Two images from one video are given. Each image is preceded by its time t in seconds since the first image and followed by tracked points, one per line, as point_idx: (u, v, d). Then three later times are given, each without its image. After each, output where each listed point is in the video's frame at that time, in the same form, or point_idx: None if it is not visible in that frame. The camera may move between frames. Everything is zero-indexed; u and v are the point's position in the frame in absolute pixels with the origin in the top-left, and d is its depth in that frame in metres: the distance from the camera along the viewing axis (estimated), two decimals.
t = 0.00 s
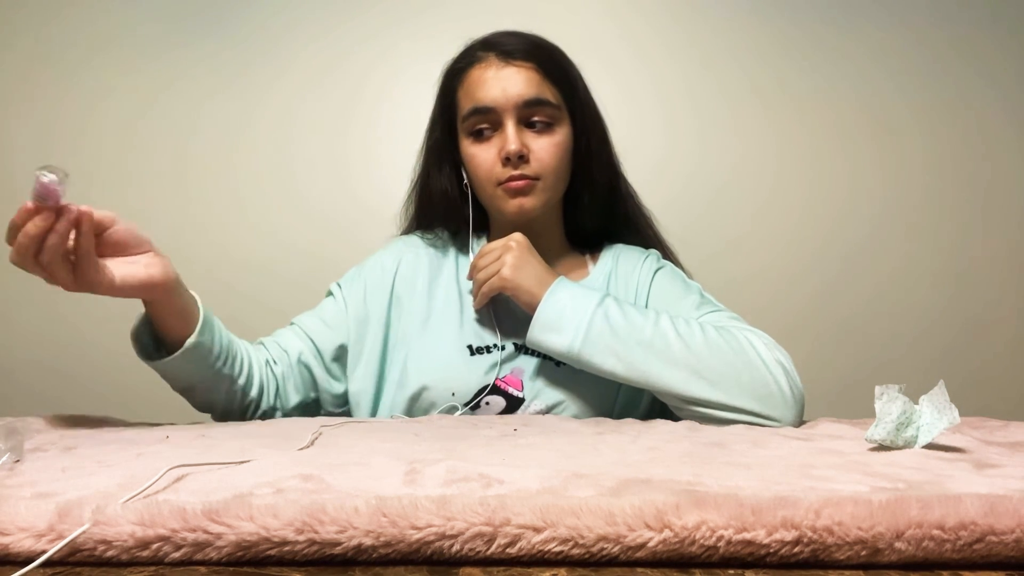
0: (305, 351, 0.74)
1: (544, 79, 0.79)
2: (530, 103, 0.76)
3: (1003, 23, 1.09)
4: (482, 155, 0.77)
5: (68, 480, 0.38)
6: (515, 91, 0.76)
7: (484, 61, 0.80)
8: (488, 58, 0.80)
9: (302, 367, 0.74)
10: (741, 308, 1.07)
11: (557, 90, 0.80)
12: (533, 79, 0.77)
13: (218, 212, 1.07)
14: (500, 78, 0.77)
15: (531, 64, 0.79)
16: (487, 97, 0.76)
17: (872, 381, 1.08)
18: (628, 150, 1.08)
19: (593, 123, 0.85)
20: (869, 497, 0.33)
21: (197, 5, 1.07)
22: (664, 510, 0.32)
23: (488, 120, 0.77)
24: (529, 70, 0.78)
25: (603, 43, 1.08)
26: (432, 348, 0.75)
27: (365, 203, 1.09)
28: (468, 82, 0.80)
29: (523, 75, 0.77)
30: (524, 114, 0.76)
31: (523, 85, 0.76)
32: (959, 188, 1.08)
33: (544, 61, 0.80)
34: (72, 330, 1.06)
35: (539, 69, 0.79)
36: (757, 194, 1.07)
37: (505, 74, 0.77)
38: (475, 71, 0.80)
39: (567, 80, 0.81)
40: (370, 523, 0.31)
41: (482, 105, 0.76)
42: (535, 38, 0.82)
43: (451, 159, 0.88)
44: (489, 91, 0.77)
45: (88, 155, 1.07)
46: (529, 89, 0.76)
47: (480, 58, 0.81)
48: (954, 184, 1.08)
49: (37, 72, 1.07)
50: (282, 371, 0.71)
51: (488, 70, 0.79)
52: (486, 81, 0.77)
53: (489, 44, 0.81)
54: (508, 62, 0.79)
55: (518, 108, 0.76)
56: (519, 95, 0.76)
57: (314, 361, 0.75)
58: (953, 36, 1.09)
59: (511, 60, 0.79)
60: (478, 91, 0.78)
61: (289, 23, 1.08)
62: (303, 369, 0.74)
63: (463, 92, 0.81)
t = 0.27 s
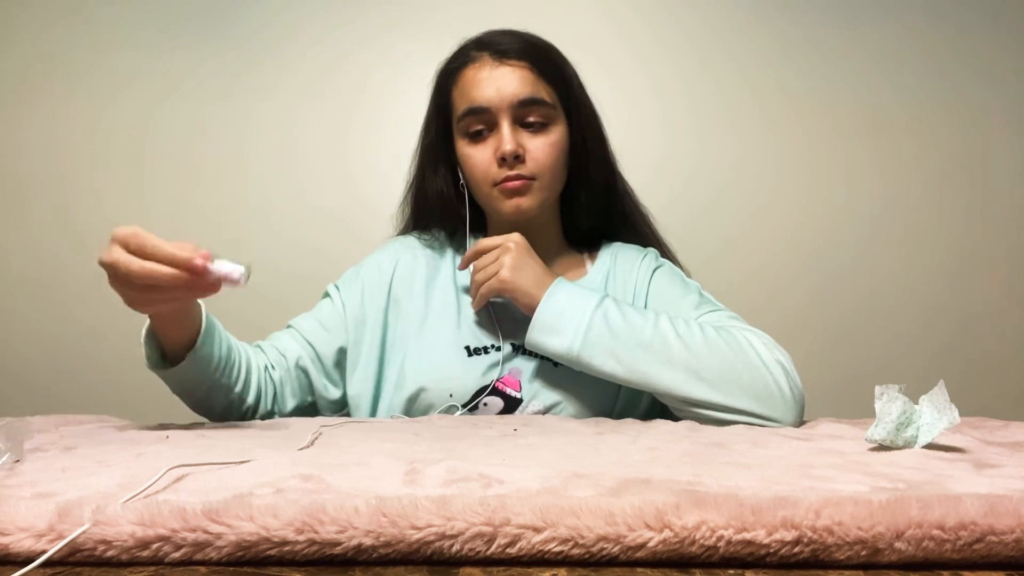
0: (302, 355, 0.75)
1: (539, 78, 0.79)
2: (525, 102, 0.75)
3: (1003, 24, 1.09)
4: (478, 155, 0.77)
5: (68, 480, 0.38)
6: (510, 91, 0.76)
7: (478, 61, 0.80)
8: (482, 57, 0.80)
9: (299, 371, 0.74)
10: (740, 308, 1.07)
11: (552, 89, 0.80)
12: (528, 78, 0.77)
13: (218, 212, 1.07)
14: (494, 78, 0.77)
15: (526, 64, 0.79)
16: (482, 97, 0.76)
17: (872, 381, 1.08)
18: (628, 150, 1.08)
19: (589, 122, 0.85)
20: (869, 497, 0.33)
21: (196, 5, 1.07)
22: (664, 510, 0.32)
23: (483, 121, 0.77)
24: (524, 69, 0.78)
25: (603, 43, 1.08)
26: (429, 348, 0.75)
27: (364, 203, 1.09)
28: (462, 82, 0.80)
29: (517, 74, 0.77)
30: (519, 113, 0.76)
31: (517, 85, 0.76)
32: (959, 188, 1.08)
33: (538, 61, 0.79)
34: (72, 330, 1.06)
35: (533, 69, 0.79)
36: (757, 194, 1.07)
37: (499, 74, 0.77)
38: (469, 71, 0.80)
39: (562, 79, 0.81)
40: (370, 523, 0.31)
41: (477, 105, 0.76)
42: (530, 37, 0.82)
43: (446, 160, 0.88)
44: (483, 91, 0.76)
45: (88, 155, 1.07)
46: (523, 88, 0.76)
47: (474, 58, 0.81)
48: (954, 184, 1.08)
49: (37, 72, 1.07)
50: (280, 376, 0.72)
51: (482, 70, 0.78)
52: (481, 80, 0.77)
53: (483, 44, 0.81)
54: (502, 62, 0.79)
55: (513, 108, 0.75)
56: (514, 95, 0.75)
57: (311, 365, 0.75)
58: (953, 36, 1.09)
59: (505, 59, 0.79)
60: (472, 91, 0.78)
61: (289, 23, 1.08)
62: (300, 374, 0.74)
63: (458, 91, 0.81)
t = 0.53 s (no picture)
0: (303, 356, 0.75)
1: (539, 78, 0.79)
2: (526, 103, 0.75)
3: (1003, 24, 1.09)
4: (477, 156, 0.77)
5: (68, 480, 0.38)
6: (510, 91, 0.76)
7: (479, 61, 0.80)
8: (483, 58, 0.80)
9: (300, 372, 0.74)
10: (740, 308, 1.07)
11: (552, 90, 0.80)
12: (528, 79, 0.77)
13: (219, 212, 1.07)
14: (495, 78, 0.77)
15: (526, 64, 0.79)
16: (482, 98, 0.76)
17: (871, 380, 1.08)
18: (628, 150, 1.08)
19: (588, 122, 0.85)
20: (869, 497, 0.33)
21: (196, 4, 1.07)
22: (664, 511, 0.32)
23: (483, 121, 0.77)
24: (524, 69, 0.78)
25: (603, 43, 1.08)
26: (429, 347, 0.75)
27: (364, 203, 1.09)
28: (463, 82, 0.80)
29: (518, 75, 0.77)
30: (520, 114, 0.76)
31: (518, 86, 0.76)
32: (958, 188, 1.08)
33: (539, 61, 0.79)
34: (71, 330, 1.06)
35: (534, 69, 0.79)
36: (757, 193, 1.07)
37: (500, 74, 0.77)
38: (470, 71, 0.80)
39: (562, 79, 0.81)
40: (370, 523, 0.31)
41: (477, 105, 0.76)
42: (530, 37, 0.81)
43: (447, 160, 0.88)
44: (484, 92, 0.76)
45: (89, 155, 1.07)
46: (524, 89, 0.76)
47: (475, 58, 0.81)
48: (954, 184, 1.08)
49: (38, 71, 1.07)
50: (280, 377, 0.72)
51: (483, 70, 0.78)
52: (482, 81, 0.77)
53: (484, 44, 0.81)
54: (503, 62, 0.78)
55: (513, 109, 0.75)
56: (514, 96, 0.75)
57: (311, 365, 0.75)
58: (953, 36, 1.09)
59: (506, 60, 0.79)
60: (473, 92, 0.77)
61: (289, 22, 1.08)
62: (300, 374, 0.74)
63: (459, 92, 0.80)
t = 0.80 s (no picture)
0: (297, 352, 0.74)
1: (533, 76, 0.78)
2: (519, 100, 0.75)
3: (1003, 24, 1.09)
4: (468, 151, 0.77)
5: (68, 480, 0.38)
6: (503, 88, 0.75)
7: (473, 57, 0.79)
8: (477, 53, 0.80)
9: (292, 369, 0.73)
10: (740, 308, 1.07)
11: (545, 87, 0.80)
12: (522, 76, 0.77)
13: (219, 213, 1.07)
14: (488, 74, 0.77)
15: (520, 61, 0.78)
16: (475, 93, 0.76)
17: (871, 380, 1.08)
18: (628, 150, 1.08)
19: (581, 119, 0.84)
20: (869, 497, 0.33)
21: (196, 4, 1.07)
22: (664, 511, 0.32)
23: (476, 117, 0.76)
24: (517, 66, 0.78)
25: (603, 43, 1.08)
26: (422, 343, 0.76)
27: (363, 203, 1.09)
28: (456, 77, 0.80)
29: (512, 71, 0.77)
30: (512, 111, 0.76)
31: (511, 82, 0.76)
32: (958, 188, 1.08)
33: (533, 59, 0.79)
34: (72, 330, 1.06)
35: (527, 66, 0.78)
36: (757, 193, 1.07)
37: (493, 70, 0.77)
38: (463, 66, 0.79)
39: (555, 76, 0.81)
40: (370, 523, 0.31)
41: (470, 100, 0.76)
42: (525, 33, 0.81)
43: (441, 156, 0.87)
44: (477, 87, 0.76)
45: (90, 155, 1.07)
46: (517, 86, 0.76)
47: (469, 53, 0.80)
48: (953, 184, 1.08)
49: (39, 72, 1.07)
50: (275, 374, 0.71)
51: (476, 65, 0.78)
52: (475, 76, 0.77)
53: (478, 39, 0.81)
54: (496, 58, 0.78)
55: (506, 105, 0.75)
56: (507, 92, 0.75)
57: (304, 362, 0.74)
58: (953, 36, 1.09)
59: (499, 56, 0.78)
60: (465, 87, 0.77)
61: (289, 22, 1.07)
62: (293, 371, 0.73)
63: (451, 87, 0.80)
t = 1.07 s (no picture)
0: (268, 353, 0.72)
1: (510, 73, 0.79)
2: (494, 96, 0.76)
3: (1003, 23, 1.09)
4: (442, 144, 0.77)
5: (68, 480, 0.38)
6: (479, 84, 0.76)
7: (451, 51, 0.79)
8: (455, 48, 0.80)
9: (264, 370, 0.71)
10: (740, 308, 1.07)
11: (522, 85, 0.80)
12: (498, 73, 0.77)
13: (220, 213, 1.07)
14: (465, 69, 0.77)
15: (498, 58, 0.79)
16: (452, 87, 0.76)
17: (872, 380, 1.08)
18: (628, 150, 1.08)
19: (556, 118, 0.84)
20: (869, 497, 0.33)
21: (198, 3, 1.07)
22: (664, 511, 0.32)
23: (451, 111, 0.77)
24: (495, 63, 0.78)
25: (604, 43, 1.08)
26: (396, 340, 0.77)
27: (363, 203, 1.09)
28: (433, 70, 0.80)
29: (489, 68, 0.77)
30: (487, 107, 0.76)
31: (487, 78, 0.76)
32: (957, 188, 1.08)
33: (511, 56, 0.79)
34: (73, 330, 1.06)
35: (505, 63, 0.79)
36: (757, 193, 1.07)
37: (470, 66, 0.77)
38: (440, 60, 0.79)
39: (531, 74, 0.81)
40: (370, 523, 0.31)
41: (446, 95, 0.76)
42: (503, 31, 0.81)
43: (415, 149, 0.86)
44: (454, 82, 0.76)
45: (92, 154, 1.07)
46: (493, 82, 0.76)
47: (446, 48, 0.80)
48: (953, 184, 1.08)
49: (42, 72, 1.07)
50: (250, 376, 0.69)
51: (454, 60, 0.78)
52: (452, 71, 0.77)
53: (456, 35, 0.81)
54: (474, 54, 0.78)
55: (481, 101, 0.76)
56: (483, 88, 0.76)
57: (276, 363, 0.73)
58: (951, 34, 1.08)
59: (477, 52, 0.79)
60: (442, 81, 0.77)
61: (289, 22, 1.07)
62: (265, 373, 0.72)
63: (427, 80, 0.80)
